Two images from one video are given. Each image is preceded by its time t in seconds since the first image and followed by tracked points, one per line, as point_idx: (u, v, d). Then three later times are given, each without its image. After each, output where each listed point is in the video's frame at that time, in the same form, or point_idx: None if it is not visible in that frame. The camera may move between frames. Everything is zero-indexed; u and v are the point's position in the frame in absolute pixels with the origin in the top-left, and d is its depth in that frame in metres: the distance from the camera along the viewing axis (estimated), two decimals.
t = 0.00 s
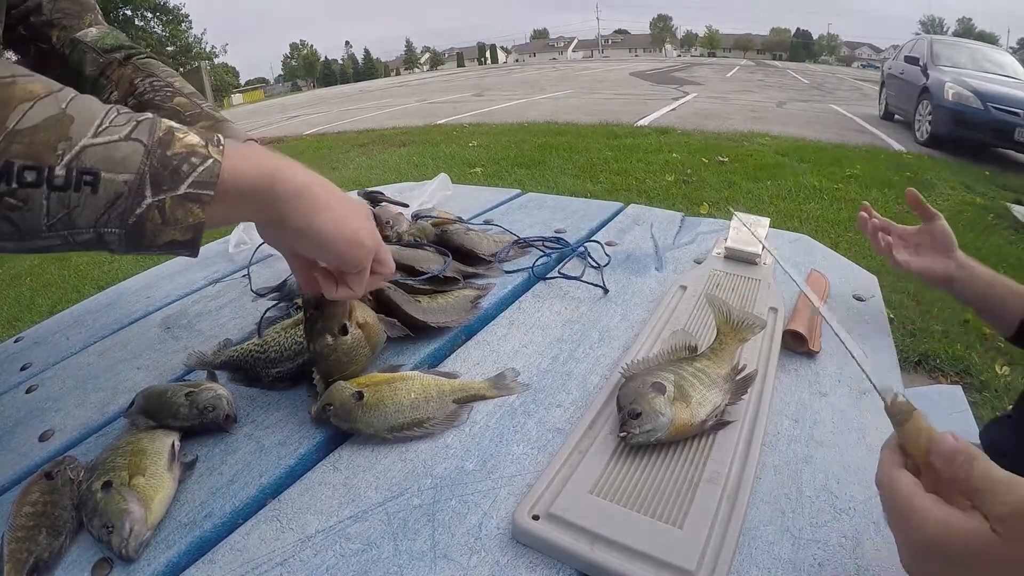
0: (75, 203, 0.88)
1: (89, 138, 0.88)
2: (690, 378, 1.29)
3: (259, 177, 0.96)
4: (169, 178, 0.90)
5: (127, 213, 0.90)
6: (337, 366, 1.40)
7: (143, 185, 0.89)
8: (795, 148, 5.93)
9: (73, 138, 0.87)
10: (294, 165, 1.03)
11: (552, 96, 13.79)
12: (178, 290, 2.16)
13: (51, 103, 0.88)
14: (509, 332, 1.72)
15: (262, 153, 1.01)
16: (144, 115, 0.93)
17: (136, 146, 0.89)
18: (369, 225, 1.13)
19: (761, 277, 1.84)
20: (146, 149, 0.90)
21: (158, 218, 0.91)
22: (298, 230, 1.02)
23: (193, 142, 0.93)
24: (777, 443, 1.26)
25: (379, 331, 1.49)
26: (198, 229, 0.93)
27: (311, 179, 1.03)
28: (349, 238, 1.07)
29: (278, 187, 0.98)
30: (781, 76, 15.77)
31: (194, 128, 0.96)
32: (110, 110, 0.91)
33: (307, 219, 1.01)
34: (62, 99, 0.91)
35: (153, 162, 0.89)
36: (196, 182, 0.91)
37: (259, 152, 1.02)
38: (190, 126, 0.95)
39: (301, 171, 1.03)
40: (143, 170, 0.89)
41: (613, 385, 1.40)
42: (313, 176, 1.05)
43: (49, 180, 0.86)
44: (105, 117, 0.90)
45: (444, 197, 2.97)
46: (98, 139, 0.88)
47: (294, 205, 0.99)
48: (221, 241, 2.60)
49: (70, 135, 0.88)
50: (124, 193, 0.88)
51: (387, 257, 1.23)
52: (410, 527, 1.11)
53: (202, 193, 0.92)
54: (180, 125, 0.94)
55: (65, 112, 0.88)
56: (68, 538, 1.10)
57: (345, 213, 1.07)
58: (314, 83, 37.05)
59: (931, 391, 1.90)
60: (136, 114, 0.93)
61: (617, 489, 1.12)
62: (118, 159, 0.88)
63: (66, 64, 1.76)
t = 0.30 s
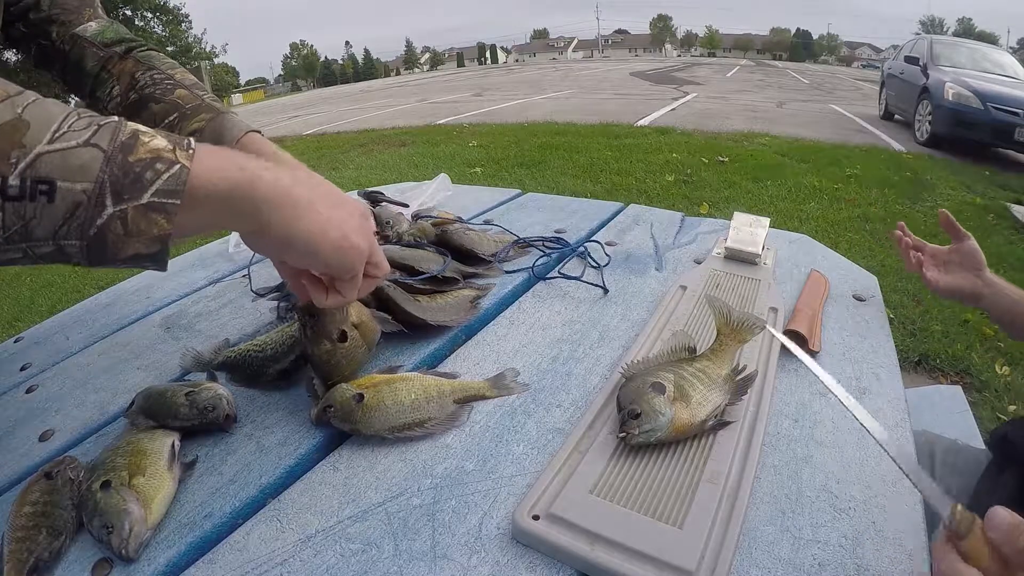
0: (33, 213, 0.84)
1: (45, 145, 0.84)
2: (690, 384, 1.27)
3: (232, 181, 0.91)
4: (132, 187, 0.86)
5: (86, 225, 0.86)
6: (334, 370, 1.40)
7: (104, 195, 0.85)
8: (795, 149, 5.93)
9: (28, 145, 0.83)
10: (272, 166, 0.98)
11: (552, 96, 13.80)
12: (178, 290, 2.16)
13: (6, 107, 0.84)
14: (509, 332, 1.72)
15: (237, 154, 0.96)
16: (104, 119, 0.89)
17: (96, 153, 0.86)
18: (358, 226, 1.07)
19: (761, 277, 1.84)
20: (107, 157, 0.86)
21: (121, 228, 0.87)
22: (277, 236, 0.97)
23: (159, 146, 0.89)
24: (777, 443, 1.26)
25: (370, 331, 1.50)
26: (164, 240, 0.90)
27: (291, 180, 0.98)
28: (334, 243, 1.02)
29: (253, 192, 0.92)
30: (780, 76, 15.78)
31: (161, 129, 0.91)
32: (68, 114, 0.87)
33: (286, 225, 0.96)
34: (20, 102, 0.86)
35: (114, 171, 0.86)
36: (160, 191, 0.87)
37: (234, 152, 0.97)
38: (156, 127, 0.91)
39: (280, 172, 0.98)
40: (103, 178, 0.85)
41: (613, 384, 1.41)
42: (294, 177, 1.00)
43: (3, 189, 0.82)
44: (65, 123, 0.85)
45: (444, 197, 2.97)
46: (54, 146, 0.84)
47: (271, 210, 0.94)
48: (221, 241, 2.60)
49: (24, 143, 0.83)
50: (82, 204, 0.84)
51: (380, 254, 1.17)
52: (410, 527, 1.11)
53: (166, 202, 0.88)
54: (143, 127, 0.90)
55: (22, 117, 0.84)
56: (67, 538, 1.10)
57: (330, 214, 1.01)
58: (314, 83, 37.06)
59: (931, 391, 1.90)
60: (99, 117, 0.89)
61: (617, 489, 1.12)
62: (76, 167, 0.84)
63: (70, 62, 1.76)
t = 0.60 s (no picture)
0: (13, 241, 0.84)
1: (20, 174, 0.82)
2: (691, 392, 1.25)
3: (207, 205, 0.91)
4: (110, 213, 0.86)
5: (65, 251, 0.86)
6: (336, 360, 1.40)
7: (81, 221, 0.85)
8: (794, 149, 5.93)
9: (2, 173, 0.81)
10: (251, 183, 0.96)
11: (552, 96, 13.80)
12: (178, 290, 2.16)
13: None
14: (509, 332, 1.72)
15: (215, 172, 0.94)
16: (81, 142, 0.86)
17: (72, 181, 0.84)
18: (343, 237, 1.05)
19: (761, 277, 1.84)
20: (83, 183, 0.85)
21: (100, 254, 0.87)
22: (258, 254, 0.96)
23: (138, 169, 0.87)
24: (776, 443, 1.26)
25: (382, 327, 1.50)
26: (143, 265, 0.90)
27: (269, 198, 0.96)
28: (316, 258, 1.00)
29: (228, 216, 0.92)
30: (781, 77, 15.77)
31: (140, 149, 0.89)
32: (44, 137, 0.85)
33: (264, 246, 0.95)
34: None
35: (91, 197, 0.85)
36: (137, 217, 0.87)
37: (215, 169, 0.95)
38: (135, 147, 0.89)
39: (259, 189, 0.96)
40: (80, 206, 0.85)
41: (613, 384, 1.40)
42: (275, 195, 0.97)
43: None
44: (39, 149, 0.83)
45: (444, 197, 2.97)
46: (30, 175, 0.82)
47: (248, 231, 0.93)
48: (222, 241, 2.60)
49: None
50: (61, 232, 0.84)
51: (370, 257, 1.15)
52: (410, 527, 1.11)
53: (142, 228, 0.87)
54: (122, 150, 0.88)
55: None
56: (68, 539, 1.10)
57: (311, 230, 0.99)
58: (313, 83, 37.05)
59: (930, 391, 1.90)
60: (74, 140, 0.86)
61: (617, 489, 1.12)
62: (53, 197, 0.84)
63: (60, 61, 1.76)
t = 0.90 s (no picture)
0: (43, 224, 0.89)
1: (53, 163, 0.88)
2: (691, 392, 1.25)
3: (223, 193, 0.95)
4: (134, 199, 0.91)
5: (92, 233, 0.91)
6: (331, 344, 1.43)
7: (108, 207, 0.91)
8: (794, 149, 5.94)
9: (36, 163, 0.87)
10: (261, 170, 0.99)
11: (552, 96, 13.80)
12: (178, 290, 2.16)
13: (15, 127, 0.88)
14: (509, 332, 1.73)
15: (228, 162, 0.98)
16: (108, 133, 0.92)
17: (99, 169, 0.90)
18: (350, 214, 1.08)
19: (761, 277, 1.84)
20: (110, 172, 0.90)
21: (124, 236, 0.93)
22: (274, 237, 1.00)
23: (159, 159, 0.92)
24: (776, 442, 1.26)
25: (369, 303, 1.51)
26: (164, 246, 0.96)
27: (278, 181, 0.99)
28: (330, 236, 1.04)
29: (243, 203, 0.95)
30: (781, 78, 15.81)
31: (161, 140, 0.94)
32: (73, 128, 0.91)
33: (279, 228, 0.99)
34: (27, 120, 0.90)
35: (117, 184, 0.91)
36: (159, 203, 0.92)
37: (227, 158, 0.99)
38: (155, 139, 0.94)
39: (268, 174, 0.99)
40: (107, 193, 0.90)
41: (613, 384, 1.40)
42: (284, 179, 1.01)
43: (16, 206, 0.87)
44: (71, 140, 0.90)
45: (445, 198, 2.97)
46: (61, 165, 0.88)
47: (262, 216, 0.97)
48: (222, 241, 2.60)
49: (34, 161, 0.88)
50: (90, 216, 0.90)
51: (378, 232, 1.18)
52: (410, 527, 1.11)
53: (165, 213, 0.92)
54: (145, 139, 0.94)
55: (31, 134, 0.88)
56: (68, 538, 1.10)
57: (319, 209, 1.03)
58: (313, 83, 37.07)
59: (930, 390, 1.90)
60: (101, 132, 0.92)
61: (617, 489, 1.12)
62: (83, 184, 0.89)
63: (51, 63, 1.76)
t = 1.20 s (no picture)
0: (35, 225, 0.89)
1: (45, 164, 0.88)
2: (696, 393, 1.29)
3: (212, 206, 0.97)
4: (124, 202, 0.92)
5: (82, 235, 0.92)
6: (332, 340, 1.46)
7: (98, 210, 0.91)
8: (794, 149, 5.94)
9: (28, 162, 0.87)
10: (251, 177, 1.01)
11: (552, 96, 13.81)
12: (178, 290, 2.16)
13: (10, 126, 0.88)
14: (508, 332, 1.72)
15: (219, 169, 1.00)
16: (101, 137, 0.93)
17: (91, 172, 0.91)
18: (338, 219, 1.11)
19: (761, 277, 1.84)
20: (101, 175, 0.91)
21: (113, 239, 0.94)
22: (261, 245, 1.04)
23: (150, 164, 0.94)
24: (777, 442, 1.26)
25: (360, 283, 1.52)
26: (152, 250, 0.97)
27: (267, 194, 1.02)
28: (320, 238, 1.08)
29: (234, 212, 0.98)
30: (781, 79, 15.86)
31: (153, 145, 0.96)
32: (66, 130, 0.91)
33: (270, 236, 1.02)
34: (22, 120, 0.90)
35: (108, 187, 0.92)
36: (149, 206, 0.93)
37: (219, 166, 1.01)
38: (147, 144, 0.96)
39: (257, 186, 1.01)
40: (98, 195, 0.91)
41: (613, 384, 1.40)
42: (272, 186, 1.03)
43: (8, 204, 0.87)
44: (63, 140, 0.90)
45: (445, 198, 2.97)
46: (52, 166, 0.88)
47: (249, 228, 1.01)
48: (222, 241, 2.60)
49: (27, 160, 0.87)
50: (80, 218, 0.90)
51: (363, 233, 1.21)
52: (410, 527, 1.11)
53: (153, 218, 0.94)
54: (136, 144, 0.95)
55: (24, 135, 0.88)
56: (68, 538, 1.10)
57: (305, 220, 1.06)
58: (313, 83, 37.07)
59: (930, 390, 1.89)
60: (93, 135, 0.93)
61: (617, 489, 1.12)
62: (74, 186, 0.90)
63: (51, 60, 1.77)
